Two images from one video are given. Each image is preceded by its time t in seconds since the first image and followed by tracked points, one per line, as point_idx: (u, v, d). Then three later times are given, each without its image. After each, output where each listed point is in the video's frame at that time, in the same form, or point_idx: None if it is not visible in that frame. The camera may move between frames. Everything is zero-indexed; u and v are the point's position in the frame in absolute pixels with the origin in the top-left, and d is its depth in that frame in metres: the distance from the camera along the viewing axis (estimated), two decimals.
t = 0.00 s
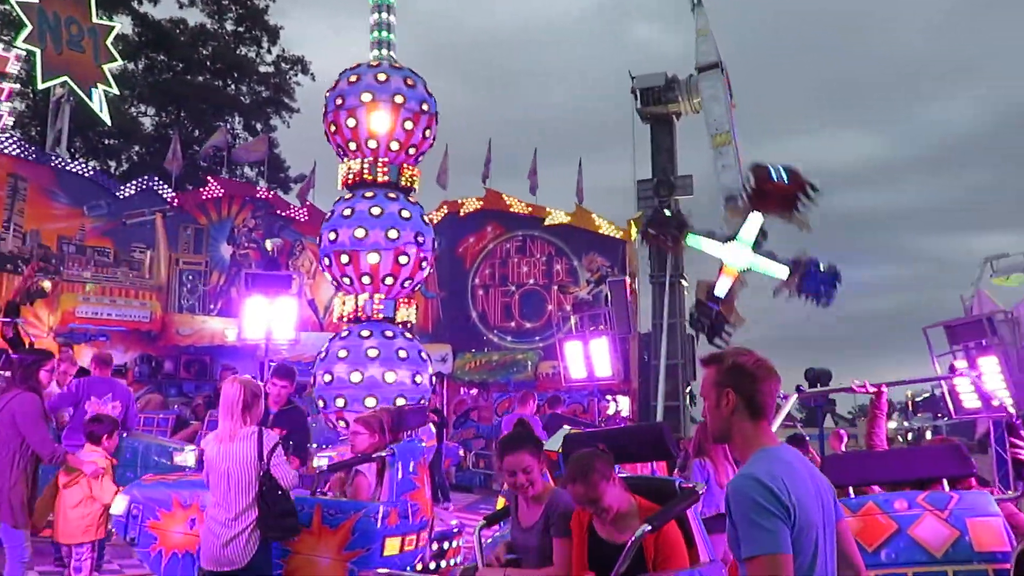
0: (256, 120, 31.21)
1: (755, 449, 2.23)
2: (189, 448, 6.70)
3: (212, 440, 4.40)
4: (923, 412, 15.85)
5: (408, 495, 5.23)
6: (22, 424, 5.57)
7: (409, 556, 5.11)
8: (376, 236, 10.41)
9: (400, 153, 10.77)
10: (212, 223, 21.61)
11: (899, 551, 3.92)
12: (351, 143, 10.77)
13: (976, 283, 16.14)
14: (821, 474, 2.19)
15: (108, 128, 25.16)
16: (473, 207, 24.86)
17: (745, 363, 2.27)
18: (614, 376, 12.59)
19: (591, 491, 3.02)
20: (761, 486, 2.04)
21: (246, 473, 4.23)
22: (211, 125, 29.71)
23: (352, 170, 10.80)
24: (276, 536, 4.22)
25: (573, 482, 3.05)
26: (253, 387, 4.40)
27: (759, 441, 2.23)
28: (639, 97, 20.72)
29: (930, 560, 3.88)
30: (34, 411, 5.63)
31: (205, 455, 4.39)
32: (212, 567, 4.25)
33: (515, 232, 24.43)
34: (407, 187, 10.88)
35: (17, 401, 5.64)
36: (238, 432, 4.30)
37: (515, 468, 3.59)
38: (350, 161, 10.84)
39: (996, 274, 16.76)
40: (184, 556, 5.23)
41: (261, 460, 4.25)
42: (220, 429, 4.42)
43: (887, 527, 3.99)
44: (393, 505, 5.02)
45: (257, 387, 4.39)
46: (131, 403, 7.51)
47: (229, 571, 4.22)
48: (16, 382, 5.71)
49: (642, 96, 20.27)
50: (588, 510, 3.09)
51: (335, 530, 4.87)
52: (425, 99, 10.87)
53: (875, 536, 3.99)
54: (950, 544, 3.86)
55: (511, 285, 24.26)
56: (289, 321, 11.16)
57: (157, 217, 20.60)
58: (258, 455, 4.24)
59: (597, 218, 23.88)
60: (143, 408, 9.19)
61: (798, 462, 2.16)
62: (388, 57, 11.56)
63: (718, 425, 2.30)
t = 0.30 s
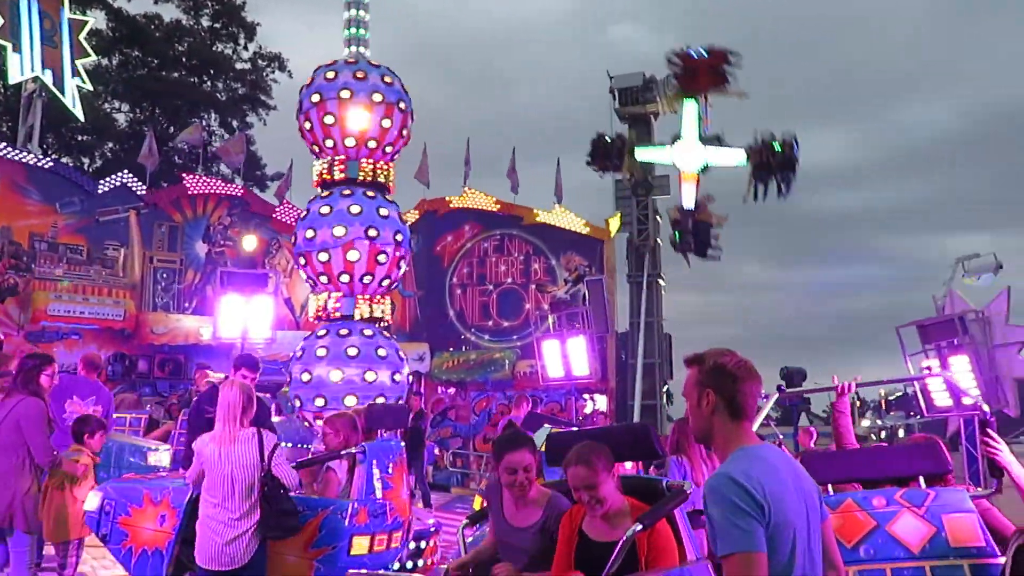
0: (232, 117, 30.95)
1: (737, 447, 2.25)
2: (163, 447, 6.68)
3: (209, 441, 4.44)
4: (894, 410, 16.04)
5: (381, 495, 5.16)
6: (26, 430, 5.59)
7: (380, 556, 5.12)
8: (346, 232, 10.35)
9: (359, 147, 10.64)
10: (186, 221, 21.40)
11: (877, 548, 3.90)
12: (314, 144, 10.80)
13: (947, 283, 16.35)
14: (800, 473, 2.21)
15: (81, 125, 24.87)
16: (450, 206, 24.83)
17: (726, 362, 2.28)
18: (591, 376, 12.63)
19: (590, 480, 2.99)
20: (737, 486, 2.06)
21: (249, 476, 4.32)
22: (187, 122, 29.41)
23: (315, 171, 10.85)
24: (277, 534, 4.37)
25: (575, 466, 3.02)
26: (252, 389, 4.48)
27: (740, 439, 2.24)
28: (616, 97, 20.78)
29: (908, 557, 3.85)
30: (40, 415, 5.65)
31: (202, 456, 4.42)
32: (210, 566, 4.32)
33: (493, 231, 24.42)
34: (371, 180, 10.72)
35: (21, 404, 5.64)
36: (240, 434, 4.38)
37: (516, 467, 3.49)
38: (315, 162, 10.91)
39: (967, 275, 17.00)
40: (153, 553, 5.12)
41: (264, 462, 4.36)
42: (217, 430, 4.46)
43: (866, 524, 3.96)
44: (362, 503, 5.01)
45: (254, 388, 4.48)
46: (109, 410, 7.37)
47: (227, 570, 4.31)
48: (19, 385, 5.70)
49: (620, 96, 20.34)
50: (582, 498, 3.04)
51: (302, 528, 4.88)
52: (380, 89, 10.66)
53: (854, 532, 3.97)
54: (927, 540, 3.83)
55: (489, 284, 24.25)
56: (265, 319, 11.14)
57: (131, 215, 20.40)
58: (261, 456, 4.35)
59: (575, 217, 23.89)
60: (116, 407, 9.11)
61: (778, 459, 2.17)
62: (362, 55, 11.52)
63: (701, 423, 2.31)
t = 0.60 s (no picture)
0: (216, 115, 30.77)
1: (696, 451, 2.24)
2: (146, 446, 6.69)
3: (212, 438, 4.37)
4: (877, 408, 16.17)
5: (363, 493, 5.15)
6: (28, 426, 5.52)
7: (364, 556, 5.09)
8: (332, 229, 10.34)
9: (323, 146, 10.63)
10: (169, 219, 21.29)
11: (862, 545, 3.90)
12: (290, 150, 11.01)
13: (929, 282, 16.51)
14: (758, 475, 2.19)
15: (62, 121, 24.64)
16: (435, 204, 24.82)
17: (683, 364, 2.28)
18: (576, 374, 12.64)
19: (591, 483, 2.97)
20: (688, 492, 2.06)
21: (256, 475, 4.29)
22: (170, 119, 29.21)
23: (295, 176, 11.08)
24: (280, 534, 4.33)
25: (577, 468, 3.01)
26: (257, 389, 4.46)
27: (699, 441, 2.23)
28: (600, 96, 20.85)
29: (893, 554, 3.85)
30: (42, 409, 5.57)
31: (203, 453, 4.35)
32: (204, 566, 4.22)
33: (478, 230, 24.41)
34: (338, 176, 10.59)
35: (22, 401, 5.57)
36: (246, 433, 4.35)
37: (515, 468, 3.47)
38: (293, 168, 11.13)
39: (948, 274, 17.16)
40: (133, 553, 5.09)
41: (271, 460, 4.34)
42: (219, 428, 4.41)
43: (850, 522, 3.97)
44: (347, 503, 5.01)
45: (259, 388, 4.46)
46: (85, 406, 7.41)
47: (223, 570, 4.23)
48: (16, 383, 5.64)
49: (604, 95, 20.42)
50: (582, 500, 3.02)
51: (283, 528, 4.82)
52: (333, 83, 10.53)
53: (839, 531, 3.97)
54: (911, 538, 3.85)
55: (474, 282, 24.24)
56: (248, 318, 11.07)
57: (113, 212, 20.35)
58: (267, 455, 4.33)
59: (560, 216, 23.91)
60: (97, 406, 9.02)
61: (734, 462, 2.16)
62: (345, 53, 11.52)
63: (662, 427, 2.31)
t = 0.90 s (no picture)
0: (202, 112, 30.62)
1: (657, 448, 2.24)
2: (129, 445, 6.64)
3: (196, 435, 4.35)
4: (861, 408, 16.25)
5: (346, 492, 5.15)
6: (18, 425, 5.45)
7: (346, 556, 5.12)
8: (298, 229, 10.30)
9: (293, 146, 10.68)
10: (154, 216, 21.17)
11: (846, 543, 3.91)
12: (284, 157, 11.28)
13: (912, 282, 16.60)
14: (718, 472, 2.20)
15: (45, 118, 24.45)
16: (422, 203, 24.77)
17: (643, 358, 2.26)
18: (562, 374, 12.62)
19: (583, 474, 2.99)
20: (648, 493, 2.05)
21: (240, 473, 4.27)
22: (155, 116, 29.05)
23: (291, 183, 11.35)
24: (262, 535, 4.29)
25: (569, 457, 3.04)
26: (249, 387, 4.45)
27: (660, 437, 2.24)
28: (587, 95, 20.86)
29: (876, 551, 3.86)
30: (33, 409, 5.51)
31: (187, 450, 4.33)
32: (183, 563, 4.19)
33: (465, 229, 24.38)
34: (305, 174, 10.60)
35: (13, 400, 5.51)
36: (234, 430, 4.33)
37: (505, 469, 3.49)
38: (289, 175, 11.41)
39: (932, 274, 17.27)
40: (111, 554, 5.05)
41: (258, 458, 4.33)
42: (207, 425, 4.39)
43: (834, 520, 3.98)
44: (330, 502, 5.00)
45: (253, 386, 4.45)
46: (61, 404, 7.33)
47: (202, 568, 4.20)
48: (9, 383, 5.60)
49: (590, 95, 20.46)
50: (571, 490, 3.01)
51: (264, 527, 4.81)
52: (290, 83, 10.51)
53: (822, 529, 3.98)
54: (893, 535, 3.87)
55: (461, 281, 24.22)
56: (233, 317, 11.00)
57: (97, 209, 20.26)
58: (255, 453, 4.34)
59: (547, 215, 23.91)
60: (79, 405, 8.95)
61: (694, 461, 2.15)
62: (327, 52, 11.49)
63: (626, 421, 2.30)
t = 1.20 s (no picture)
0: (188, 110, 30.46)
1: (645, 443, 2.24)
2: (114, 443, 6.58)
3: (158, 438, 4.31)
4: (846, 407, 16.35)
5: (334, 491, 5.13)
6: (12, 425, 5.49)
7: (332, 557, 5.09)
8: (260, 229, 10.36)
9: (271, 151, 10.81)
10: (140, 214, 21.02)
11: (832, 541, 3.92)
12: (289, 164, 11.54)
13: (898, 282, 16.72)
14: (706, 472, 2.17)
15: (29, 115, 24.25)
16: (410, 202, 24.74)
17: (634, 347, 2.28)
18: (550, 373, 12.65)
19: (591, 459, 3.04)
20: (626, 488, 2.05)
21: (199, 475, 4.21)
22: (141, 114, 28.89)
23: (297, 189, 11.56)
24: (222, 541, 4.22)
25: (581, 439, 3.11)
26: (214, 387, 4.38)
27: (652, 431, 2.23)
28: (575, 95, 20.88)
29: (862, 549, 3.88)
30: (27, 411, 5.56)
31: (148, 453, 4.26)
32: (150, 567, 4.13)
33: (453, 228, 24.36)
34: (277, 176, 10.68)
35: (7, 401, 5.54)
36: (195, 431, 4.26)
37: (492, 467, 3.48)
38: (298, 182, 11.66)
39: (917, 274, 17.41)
40: (93, 555, 5.03)
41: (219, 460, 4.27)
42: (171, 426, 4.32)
43: (820, 518, 4.00)
44: (315, 502, 4.97)
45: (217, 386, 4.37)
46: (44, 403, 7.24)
47: (169, 571, 4.14)
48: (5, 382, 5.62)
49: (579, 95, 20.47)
50: (579, 470, 3.04)
51: (253, 526, 4.78)
52: (258, 88, 10.65)
53: (809, 527, 3.99)
54: (879, 534, 3.89)
55: (449, 281, 24.19)
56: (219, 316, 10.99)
57: (82, 207, 20.12)
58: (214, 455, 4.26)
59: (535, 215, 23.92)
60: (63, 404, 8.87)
61: (681, 457, 2.14)
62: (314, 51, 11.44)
63: (619, 412, 2.32)
